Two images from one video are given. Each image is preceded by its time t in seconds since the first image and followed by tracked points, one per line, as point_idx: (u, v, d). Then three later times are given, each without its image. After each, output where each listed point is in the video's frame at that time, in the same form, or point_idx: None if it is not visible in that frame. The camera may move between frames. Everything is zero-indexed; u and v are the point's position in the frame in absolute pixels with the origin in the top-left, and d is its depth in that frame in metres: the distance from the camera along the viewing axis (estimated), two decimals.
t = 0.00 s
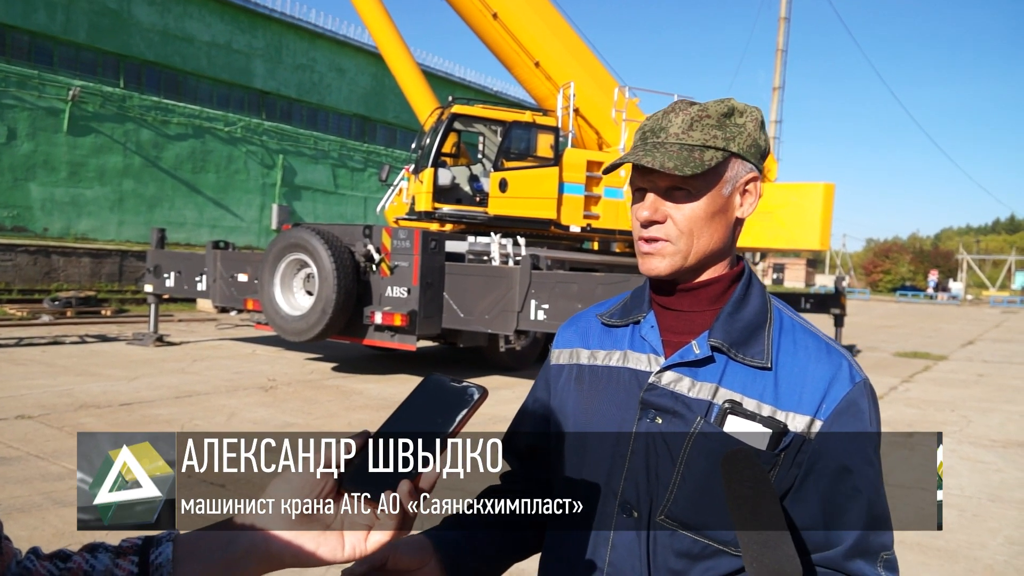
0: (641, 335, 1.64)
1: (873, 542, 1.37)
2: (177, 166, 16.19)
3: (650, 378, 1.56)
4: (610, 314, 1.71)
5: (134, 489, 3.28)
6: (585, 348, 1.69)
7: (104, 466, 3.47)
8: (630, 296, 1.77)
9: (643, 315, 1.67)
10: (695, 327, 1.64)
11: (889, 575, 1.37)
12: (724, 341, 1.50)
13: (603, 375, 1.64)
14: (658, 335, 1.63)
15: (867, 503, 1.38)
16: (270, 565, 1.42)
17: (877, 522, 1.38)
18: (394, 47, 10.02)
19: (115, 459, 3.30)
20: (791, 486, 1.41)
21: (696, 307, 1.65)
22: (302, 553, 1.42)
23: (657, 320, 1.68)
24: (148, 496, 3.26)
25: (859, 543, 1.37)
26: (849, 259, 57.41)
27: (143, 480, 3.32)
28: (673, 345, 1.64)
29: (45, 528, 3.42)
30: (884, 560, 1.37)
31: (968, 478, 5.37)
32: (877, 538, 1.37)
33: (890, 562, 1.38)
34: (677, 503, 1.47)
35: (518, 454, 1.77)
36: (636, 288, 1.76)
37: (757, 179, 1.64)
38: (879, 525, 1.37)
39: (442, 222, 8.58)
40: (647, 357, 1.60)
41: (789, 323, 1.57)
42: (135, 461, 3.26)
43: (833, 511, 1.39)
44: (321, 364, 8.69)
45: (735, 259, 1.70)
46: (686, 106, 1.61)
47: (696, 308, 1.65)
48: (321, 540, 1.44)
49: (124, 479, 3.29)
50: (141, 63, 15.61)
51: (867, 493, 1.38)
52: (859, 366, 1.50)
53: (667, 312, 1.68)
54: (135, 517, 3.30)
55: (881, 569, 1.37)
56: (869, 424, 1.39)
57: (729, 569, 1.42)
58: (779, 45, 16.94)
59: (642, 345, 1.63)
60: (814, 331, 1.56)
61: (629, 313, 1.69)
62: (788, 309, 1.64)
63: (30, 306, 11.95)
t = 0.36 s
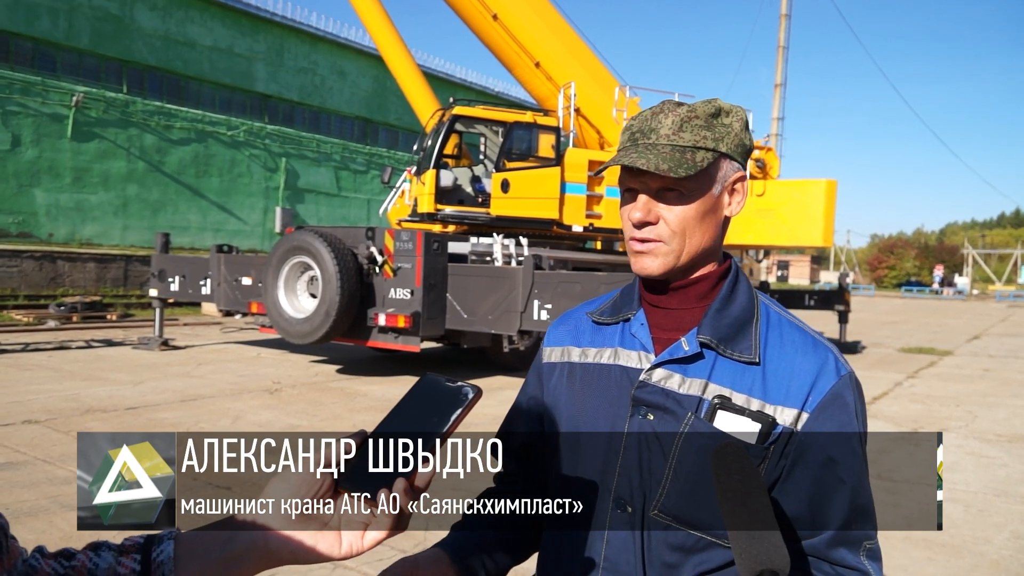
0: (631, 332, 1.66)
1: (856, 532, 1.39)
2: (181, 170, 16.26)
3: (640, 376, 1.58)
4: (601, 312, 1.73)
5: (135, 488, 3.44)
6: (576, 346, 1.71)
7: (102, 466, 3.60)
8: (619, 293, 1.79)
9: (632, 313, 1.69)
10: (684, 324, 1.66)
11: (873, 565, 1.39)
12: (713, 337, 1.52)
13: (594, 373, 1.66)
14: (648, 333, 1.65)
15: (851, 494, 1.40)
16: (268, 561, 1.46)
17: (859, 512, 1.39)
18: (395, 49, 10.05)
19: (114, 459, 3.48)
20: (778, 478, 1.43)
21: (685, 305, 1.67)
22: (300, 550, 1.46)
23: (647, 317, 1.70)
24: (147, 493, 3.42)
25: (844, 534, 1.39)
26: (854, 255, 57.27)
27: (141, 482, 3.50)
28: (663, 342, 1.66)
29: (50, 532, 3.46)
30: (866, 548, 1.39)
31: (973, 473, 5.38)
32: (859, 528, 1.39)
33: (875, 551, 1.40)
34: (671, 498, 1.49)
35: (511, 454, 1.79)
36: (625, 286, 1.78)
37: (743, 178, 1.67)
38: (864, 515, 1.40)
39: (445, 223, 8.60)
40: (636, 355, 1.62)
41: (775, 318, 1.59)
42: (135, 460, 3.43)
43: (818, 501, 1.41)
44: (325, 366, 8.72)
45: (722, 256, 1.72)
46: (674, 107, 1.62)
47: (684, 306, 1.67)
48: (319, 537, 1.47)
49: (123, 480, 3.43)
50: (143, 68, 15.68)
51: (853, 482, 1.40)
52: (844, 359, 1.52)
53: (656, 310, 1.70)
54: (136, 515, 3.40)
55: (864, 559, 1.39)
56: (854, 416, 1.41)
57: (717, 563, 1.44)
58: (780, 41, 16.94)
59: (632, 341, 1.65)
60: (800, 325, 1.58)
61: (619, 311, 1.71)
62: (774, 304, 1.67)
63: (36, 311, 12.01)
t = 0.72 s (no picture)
0: (631, 333, 1.67)
1: (850, 525, 1.40)
2: (188, 172, 16.33)
3: (641, 375, 1.59)
4: (602, 315, 1.74)
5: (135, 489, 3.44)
6: (577, 348, 1.73)
7: (102, 464, 3.59)
8: (619, 296, 1.80)
9: (632, 314, 1.70)
10: (684, 325, 1.67)
11: (868, 558, 1.38)
12: (712, 337, 1.53)
13: (595, 374, 1.67)
14: (648, 334, 1.66)
15: (848, 485, 1.40)
16: (274, 556, 1.48)
17: (855, 503, 1.40)
18: (400, 51, 10.07)
19: (114, 459, 3.46)
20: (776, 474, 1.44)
21: (684, 305, 1.68)
22: (304, 546, 1.48)
23: (646, 319, 1.71)
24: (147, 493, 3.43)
25: (838, 526, 1.40)
26: (861, 254, 57.07)
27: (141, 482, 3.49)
28: (663, 343, 1.67)
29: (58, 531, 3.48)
30: (861, 541, 1.39)
31: (980, 472, 5.36)
32: (853, 518, 1.40)
33: (870, 544, 1.39)
34: (674, 496, 1.50)
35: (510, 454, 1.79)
36: (624, 288, 1.79)
37: (741, 180, 1.69)
38: (861, 508, 1.40)
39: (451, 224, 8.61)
40: (637, 355, 1.63)
41: (773, 317, 1.60)
42: (135, 459, 3.42)
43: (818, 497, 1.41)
44: (332, 367, 8.75)
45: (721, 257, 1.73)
46: (673, 111, 1.63)
47: (683, 306, 1.68)
48: (322, 532, 1.49)
49: (123, 479, 3.44)
50: (151, 71, 15.76)
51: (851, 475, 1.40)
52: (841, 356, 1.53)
53: (656, 312, 1.71)
54: (139, 519, 3.39)
55: (858, 550, 1.38)
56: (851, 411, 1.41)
57: (721, 560, 1.46)
58: (786, 41, 16.93)
59: (632, 343, 1.66)
60: (797, 323, 1.59)
61: (618, 313, 1.72)
62: (771, 303, 1.68)
63: (45, 313, 12.07)
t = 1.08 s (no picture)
0: (637, 331, 1.67)
1: (863, 528, 1.37)
2: (199, 176, 16.43)
3: (645, 373, 1.59)
4: (607, 314, 1.75)
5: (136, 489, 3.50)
6: (585, 347, 1.73)
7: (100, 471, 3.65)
8: (626, 295, 1.80)
9: (638, 313, 1.70)
10: (690, 324, 1.67)
11: (881, 560, 1.36)
12: (717, 335, 1.53)
13: (602, 372, 1.67)
14: (654, 332, 1.66)
15: (860, 489, 1.38)
16: (281, 553, 1.49)
17: (868, 505, 1.38)
18: (409, 52, 10.10)
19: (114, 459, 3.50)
20: (783, 473, 1.43)
21: (689, 304, 1.68)
22: (311, 542, 1.50)
23: (653, 317, 1.71)
24: (148, 494, 3.50)
25: (850, 527, 1.38)
26: (874, 252, 56.72)
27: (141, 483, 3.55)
28: (668, 341, 1.67)
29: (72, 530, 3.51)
30: (874, 544, 1.37)
31: (993, 470, 5.32)
32: (869, 520, 1.37)
33: (883, 546, 1.37)
34: (676, 495, 1.50)
35: (517, 449, 1.80)
36: (631, 287, 1.80)
37: (736, 179, 1.65)
38: (874, 510, 1.38)
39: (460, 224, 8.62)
40: (642, 353, 1.63)
41: (780, 316, 1.59)
42: (135, 459, 3.47)
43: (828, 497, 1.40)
44: (343, 368, 8.78)
45: (725, 257, 1.72)
46: (661, 113, 1.66)
47: (689, 305, 1.68)
48: (329, 528, 1.51)
49: (123, 480, 3.48)
50: (161, 76, 15.87)
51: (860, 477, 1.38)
52: (850, 357, 1.52)
53: (662, 310, 1.71)
54: (135, 516, 3.43)
55: (871, 553, 1.36)
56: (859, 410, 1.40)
57: (725, 558, 1.45)
58: (796, 37, 16.86)
59: (638, 341, 1.66)
60: (805, 323, 1.58)
61: (626, 311, 1.72)
62: (780, 303, 1.67)
63: (60, 317, 12.16)
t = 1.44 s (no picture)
0: (642, 335, 1.66)
1: (874, 538, 1.37)
2: (211, 175, 16.52)
3: (648, 377, 1.58)
4: (614, 315, 1.75)
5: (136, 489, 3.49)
6: (591, 348, 1.72)
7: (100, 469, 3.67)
8: (632, 297, 1.80)
9: (644, 315, 1.69)
10: (695, 327, 1.66)
11: (895, 568, 1.36)
12: (722, 340, 1.52)
13: (606, 374, 1.66)
14: (658, 335, 1.65)
15: (866, 498, 1.37)
16: (282, 555, 1.48)
17: (876, 515, 1.37)
18: (420, 53, 10.11)
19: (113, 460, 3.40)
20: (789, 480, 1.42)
21: (694, 307, 1.67)
22: (310, 544, 1.48)
23: (659, 320, 1.70)
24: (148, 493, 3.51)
25: (861, 537, 1.37)
26: (885, 255, 56.39)
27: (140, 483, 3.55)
28: (673, 343, 1.66)
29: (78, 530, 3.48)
30: (888, 553, 1.36)
31: (1004, 476, 5.27)
32: (877, 530, 1.37)
33: (896, 555, 1.37)
34: (677, 500, 1.49)
35: (525, 448, 1.80)
36: (638, 289, 1.79)
37: (747, 180, 1.64)
38: (881, 519, 1.37)
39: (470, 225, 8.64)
40: (647, 356, 1.62)
41: (787, 320, 1.58)
42: (134, 459, 3.42)
43: (833, 503, 1.39)
44: (352, 368, 8.80)
45: (734, 258, 1.71)
46: (671, 113, 1.65)
47: (695, 308, 1.67)
48: (329, 531, 1.50)
49: (123, 480, 3.46)
50: (174, 75, 15.96)
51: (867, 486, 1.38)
52: (858, 363, 1.50)
53: (667, 313, 1.70)
54: (134, 515, 3.51)
55: (885, 563, 1.36)
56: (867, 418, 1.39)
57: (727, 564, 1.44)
58: (809, 39, 16.78)
59: (643, 344, 1.65)
60: (812, 327, 1.57)
61: (632, 314, 1.72)
62: (787, 306, 1.65)
63: (72, 315, 12.24)
